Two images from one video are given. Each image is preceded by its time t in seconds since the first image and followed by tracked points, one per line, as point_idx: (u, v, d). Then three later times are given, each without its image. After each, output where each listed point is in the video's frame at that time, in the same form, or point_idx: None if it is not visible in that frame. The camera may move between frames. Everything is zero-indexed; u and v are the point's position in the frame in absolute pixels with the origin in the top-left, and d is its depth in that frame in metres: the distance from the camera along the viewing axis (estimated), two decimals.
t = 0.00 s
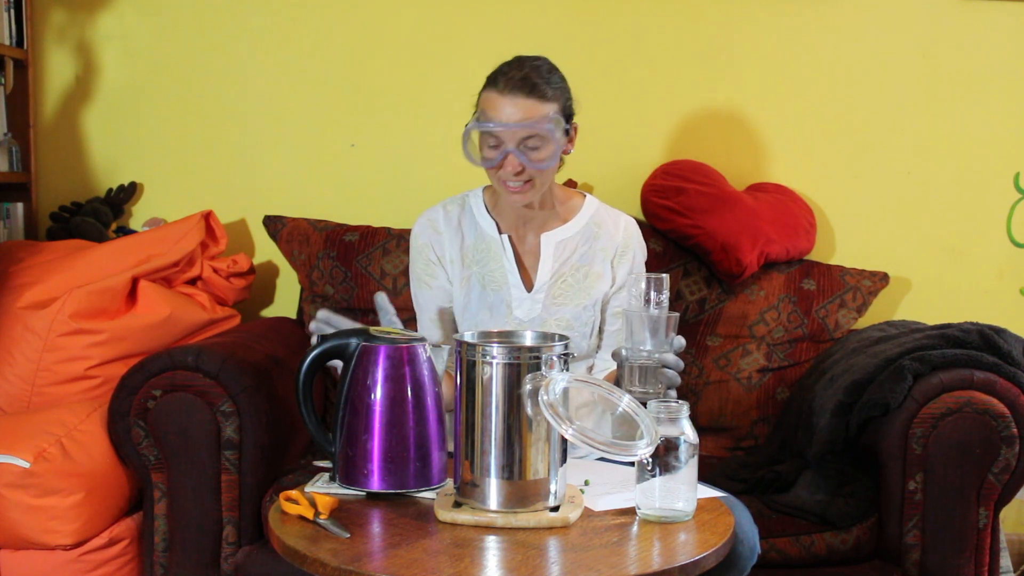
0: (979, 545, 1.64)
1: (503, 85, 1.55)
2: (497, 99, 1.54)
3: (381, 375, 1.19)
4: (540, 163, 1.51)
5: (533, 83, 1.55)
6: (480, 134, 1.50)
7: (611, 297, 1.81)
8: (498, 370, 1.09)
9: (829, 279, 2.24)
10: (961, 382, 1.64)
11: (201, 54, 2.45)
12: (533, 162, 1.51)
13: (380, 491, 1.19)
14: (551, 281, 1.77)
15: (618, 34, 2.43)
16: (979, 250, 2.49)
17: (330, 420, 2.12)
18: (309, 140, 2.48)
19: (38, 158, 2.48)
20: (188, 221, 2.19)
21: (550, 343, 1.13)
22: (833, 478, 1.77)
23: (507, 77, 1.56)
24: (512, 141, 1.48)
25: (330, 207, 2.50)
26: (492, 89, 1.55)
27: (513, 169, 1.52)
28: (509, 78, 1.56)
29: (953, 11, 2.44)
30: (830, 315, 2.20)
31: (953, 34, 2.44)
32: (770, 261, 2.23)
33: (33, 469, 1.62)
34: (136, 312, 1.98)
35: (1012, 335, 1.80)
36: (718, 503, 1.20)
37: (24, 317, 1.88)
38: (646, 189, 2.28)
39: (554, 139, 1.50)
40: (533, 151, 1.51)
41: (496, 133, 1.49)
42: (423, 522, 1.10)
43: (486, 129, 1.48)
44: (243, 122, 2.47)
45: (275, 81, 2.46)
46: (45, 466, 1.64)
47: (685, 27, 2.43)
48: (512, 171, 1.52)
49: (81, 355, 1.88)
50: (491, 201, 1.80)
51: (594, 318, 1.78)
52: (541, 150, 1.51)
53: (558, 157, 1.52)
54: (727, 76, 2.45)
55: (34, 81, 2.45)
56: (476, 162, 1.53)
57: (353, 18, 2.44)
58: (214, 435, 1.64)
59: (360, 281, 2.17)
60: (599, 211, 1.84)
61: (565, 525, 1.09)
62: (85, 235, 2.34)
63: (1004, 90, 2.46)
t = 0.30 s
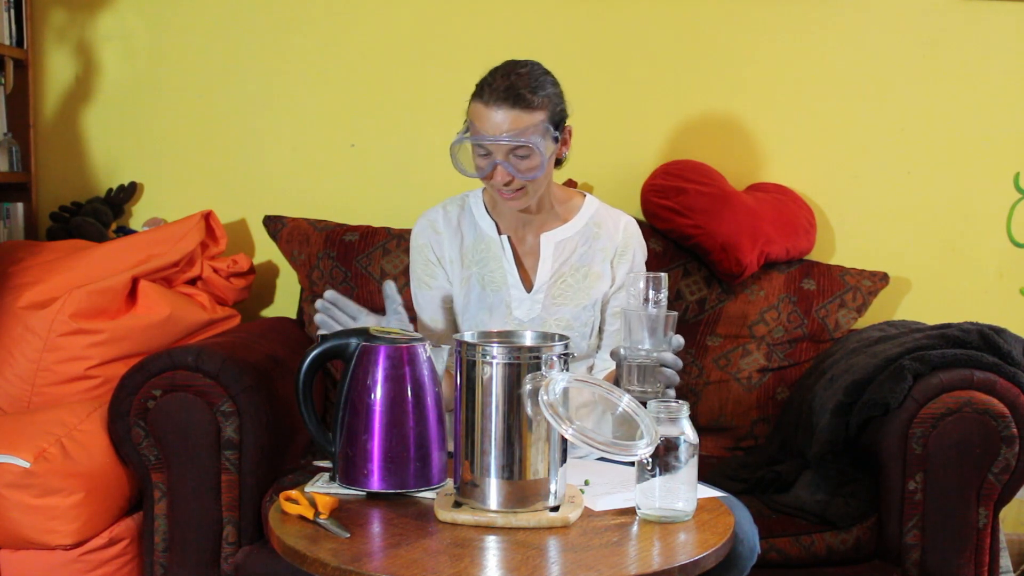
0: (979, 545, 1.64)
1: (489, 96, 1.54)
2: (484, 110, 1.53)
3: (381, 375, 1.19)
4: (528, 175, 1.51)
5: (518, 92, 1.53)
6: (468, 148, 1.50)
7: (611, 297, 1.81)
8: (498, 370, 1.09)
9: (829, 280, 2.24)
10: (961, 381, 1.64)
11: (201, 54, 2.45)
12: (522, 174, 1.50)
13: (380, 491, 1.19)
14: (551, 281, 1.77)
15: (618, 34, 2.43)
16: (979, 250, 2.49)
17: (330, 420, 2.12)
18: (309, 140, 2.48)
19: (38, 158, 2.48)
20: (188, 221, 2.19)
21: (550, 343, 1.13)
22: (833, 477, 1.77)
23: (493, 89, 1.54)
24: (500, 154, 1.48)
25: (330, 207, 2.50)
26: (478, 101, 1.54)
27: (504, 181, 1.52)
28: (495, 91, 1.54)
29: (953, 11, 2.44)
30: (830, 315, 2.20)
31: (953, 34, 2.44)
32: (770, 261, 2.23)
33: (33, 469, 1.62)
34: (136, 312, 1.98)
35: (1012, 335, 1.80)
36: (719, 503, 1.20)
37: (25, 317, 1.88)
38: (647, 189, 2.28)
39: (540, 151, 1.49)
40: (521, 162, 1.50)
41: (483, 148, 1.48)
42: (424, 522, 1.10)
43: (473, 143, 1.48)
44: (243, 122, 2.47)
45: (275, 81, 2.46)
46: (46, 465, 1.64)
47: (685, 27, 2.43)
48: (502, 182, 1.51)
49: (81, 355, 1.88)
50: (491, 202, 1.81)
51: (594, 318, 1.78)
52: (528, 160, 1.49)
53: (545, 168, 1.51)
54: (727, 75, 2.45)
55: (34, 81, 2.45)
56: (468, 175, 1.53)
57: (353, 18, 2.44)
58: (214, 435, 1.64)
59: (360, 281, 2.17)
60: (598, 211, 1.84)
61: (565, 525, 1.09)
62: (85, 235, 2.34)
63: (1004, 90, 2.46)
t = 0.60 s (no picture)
0: (979, 545, 1.64)
1: (518, 95, 1.54)
2: (512, 110, 1.53)
3: (381, 375, 1.19)
4: (563, 169, 1.53)
5: (546, 92, 1.55)
6: (500, 146, 1.50)
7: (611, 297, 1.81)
8: (498, 370, 1.09)
9: (829, 280, 2.24)
10: (961, 381, 1.64)
11: (201, 54, 2.45)
12: (556, 169, 1.52)
13: (380, 491, 1.19)
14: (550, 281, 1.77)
15: (618, 34, 2.43)
16: (979, 250, 2.49)
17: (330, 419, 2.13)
18: (309, 140, 2.48)
19: (39, 158, 2.48)
20: (188, 221, 2.19)
21: (550, 343, 1.13)
22: (833, 477, 1.77)
23: (519, 87, 1.55)
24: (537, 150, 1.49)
25: (330, 207, 2.50)
26: (506, 99, 1.54)
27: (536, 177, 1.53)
28: (525, 89, 1.54)
29: (953, 11, 2.44)
30: (830, 315, 2.20)
31: (953, 34, 2.44)
32: (770, 261, 2.23)
33: (33, 469, 1.63)
34: (136, 312, 1.98)
35: (1012, 335, 1.80)
36: (718, 503, 1.20)
37: (25, 317, 1.88)
38: (647, 189, 2.28)
39: (574, 146, 1.52)
40: (555, 158, 1.52)
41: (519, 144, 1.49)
42: (424, 522, 1.10)
43: (507, 141, 1.49)
44: (243, 122, 2.47)
45: (275, 81, 2.46)
46: (45, 465, 1.64)
47: (685, 27, 2.43)
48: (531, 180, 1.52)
49: (81, 355, 1.88)
50: (490, 202, 1.81)
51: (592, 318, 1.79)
52: (557, 157, 1.53)
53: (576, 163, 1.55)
54: (727, 75, 2.45)
55: (34, 81, 2.45)
56: (495, 174, 1.53)
57: (353, 19, 2.44)
58: (214, 435, 1.64)
59: (360, 281, 2.17)
60: (598, 211, 1.84)
61: (565, 525, 1.09)
62: (85, 235, 2.34)
63: (1004, 90, 2.46)
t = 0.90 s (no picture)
0: (979, 545, 1.64)
1: (530, 88, 1.55)
2: (522, 103, 1.53)
3: (381, 375, 1.19)
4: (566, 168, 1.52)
5: (558, 90, 1.56)
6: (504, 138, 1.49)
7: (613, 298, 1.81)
8: (498, 370, 1.09)
9: (829, 280, 2.24)
10: (961, 381, 1.64)
11: (201, 54, 2.45)
12: (558, 167, 1.51)
13: (380, 491, 1.19)
14: (552, 282, 1.76)
15: (618, 34, 2.43)
16: (979, 249, 2.49)
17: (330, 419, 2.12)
18: (309, 140, 2.48)
19: (38, 158, 2.48)
20: (188, 221, 2.19)
21: (550, 343, 1.13)
22: (833, 478, 1.77)
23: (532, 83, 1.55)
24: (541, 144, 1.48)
25: (330, 207, 2.50)
26: (518, 91, 1.55)
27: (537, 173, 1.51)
28: (537, 85, 1.55)
29: (952, 11, 2.44)
30: (830, 315, 2.20)
31: (953, 34, 2.44)
32: (770, 261, 2.23)
33: (33, 469, 1.62)
34: (136, 312, 1.98)
35: (1012, 335, 1.80)
36: (718, 503, 1.20)
37: (24, 317, 1.88)
38: (646, 190, 2.28)
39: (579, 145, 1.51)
40: (559, 155, 1.51)
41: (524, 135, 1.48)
42: (424, 522, 1.10)
43: (513, 133, 1.48)
44: (243, 122, 2.47)
45: (275, 81, 2.46)
46: (45, 466, 1.64)
47: (685, 27, 2.43)
48: (533, 176, 1.51)
49: (81, 355, 1.88)
50: (492, 202, 1.80)
51: (594, 319, 1.78)
52: (562, 157, 1.52)
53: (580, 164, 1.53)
54: (727, 75, 2.45)
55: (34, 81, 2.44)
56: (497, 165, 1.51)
57: (353, 19, 2.44)
58: (214, 435, 1.64)
59: (360, 281, 2.17)
60: (600, 212, 1.84)
61: (565, 525, 1.09)
62: (85, 235, 2.34)
63: (1004, 90, 2.46)
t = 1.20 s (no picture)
0: (979, 545, 1.64)
1: (529, 68, 1.62)
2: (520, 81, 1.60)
3: (381, 375, 1.19)
4: (561, 140, 1.54)
5: (556, 71, 1.63)
6: (502, 107, 1.53)
7: (614, 298, 1.81)
8: (498, 370, 1.09)
9: (829, 279, 2.24)
10: (961, 381, 1.64)
11: (201, 54, 2.45)
12: (553, 139, 1.53)
13: (380, 491, 1.19)
14: (554, 283, 1.76)
15: (618, 34, 2.43)
16: (978, 249, 2.49)
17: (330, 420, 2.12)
18: (309, 140, 2.48)
19: (38, 158, 2.48)
20: (188, 221, 2.19)
21: (551, 343, 1.13)
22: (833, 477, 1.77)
23: (532, 64, 1.62)
24: (538, 112, 1.51)
25: (330, 207, 2.50)
26: (517, 70, 1.62)
27: (533, 144, 1.53)
28: (535, 65, 1.62)
29: (953, 11, 2.44)
30: (830, 315, 2.20)
31: (952, 34, 2.44)
32: (770, 261, 2.23)
33: (33, 469, 1.62)
34: (136, 312, 1.98)
35: (1012, 335, 1.80)
36: (719, 503, 1.20)
37: (25, 317, 1.88)
38: (646, 189, 2.28)
39: (575, 119, 1.54)
40: (555, 127, 1.53)
41: (521, 103, 1.52)
42: (424, 522, 1.10)
43: (511, 101, 1.52)
44: (242, 122, 2.47)
45: (274, 81, 2.46)
46: (45, 465, 1.64)
47: (685, 27, 2.43)
48: (529, 146, 1.54)
49: (82, 355, 1.88)
50: (494, 203, 1.80)
51: (597, 319, 1.77)
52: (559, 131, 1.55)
53: (577, 140, 1.56)
54: (726, 76, 2.45)
55: (34, 81, 2.44)
56: (494, 135, 1.55)
57: (353, 19, 2.44)
58: (214, 434, 1.64)
59: (360, 281, 2.17)
60: (601, 212, 1.84)
61: (565, 525, 1.09)
62: (85, 235, 2.34)
63: (1004, 90, 2.46)
